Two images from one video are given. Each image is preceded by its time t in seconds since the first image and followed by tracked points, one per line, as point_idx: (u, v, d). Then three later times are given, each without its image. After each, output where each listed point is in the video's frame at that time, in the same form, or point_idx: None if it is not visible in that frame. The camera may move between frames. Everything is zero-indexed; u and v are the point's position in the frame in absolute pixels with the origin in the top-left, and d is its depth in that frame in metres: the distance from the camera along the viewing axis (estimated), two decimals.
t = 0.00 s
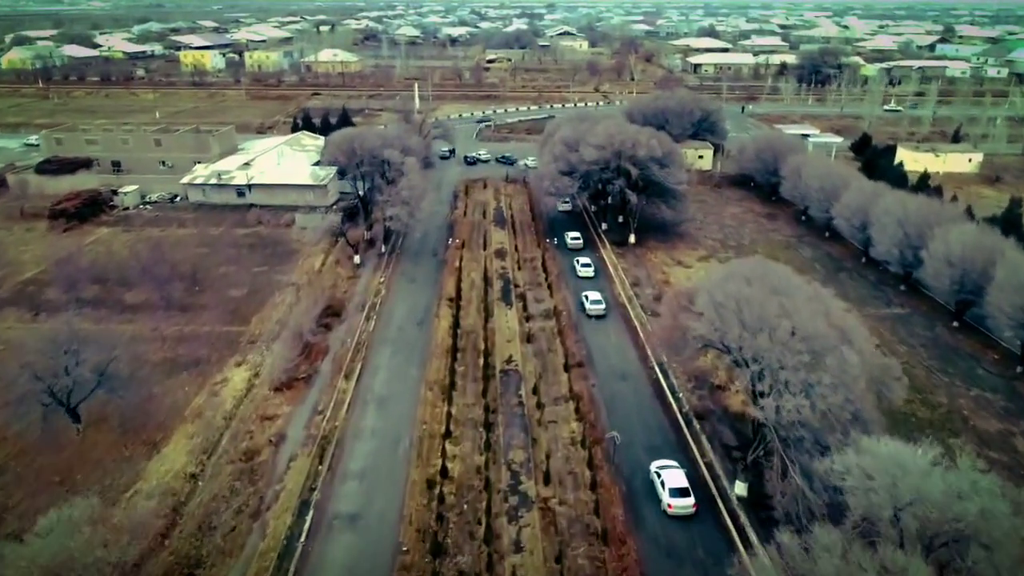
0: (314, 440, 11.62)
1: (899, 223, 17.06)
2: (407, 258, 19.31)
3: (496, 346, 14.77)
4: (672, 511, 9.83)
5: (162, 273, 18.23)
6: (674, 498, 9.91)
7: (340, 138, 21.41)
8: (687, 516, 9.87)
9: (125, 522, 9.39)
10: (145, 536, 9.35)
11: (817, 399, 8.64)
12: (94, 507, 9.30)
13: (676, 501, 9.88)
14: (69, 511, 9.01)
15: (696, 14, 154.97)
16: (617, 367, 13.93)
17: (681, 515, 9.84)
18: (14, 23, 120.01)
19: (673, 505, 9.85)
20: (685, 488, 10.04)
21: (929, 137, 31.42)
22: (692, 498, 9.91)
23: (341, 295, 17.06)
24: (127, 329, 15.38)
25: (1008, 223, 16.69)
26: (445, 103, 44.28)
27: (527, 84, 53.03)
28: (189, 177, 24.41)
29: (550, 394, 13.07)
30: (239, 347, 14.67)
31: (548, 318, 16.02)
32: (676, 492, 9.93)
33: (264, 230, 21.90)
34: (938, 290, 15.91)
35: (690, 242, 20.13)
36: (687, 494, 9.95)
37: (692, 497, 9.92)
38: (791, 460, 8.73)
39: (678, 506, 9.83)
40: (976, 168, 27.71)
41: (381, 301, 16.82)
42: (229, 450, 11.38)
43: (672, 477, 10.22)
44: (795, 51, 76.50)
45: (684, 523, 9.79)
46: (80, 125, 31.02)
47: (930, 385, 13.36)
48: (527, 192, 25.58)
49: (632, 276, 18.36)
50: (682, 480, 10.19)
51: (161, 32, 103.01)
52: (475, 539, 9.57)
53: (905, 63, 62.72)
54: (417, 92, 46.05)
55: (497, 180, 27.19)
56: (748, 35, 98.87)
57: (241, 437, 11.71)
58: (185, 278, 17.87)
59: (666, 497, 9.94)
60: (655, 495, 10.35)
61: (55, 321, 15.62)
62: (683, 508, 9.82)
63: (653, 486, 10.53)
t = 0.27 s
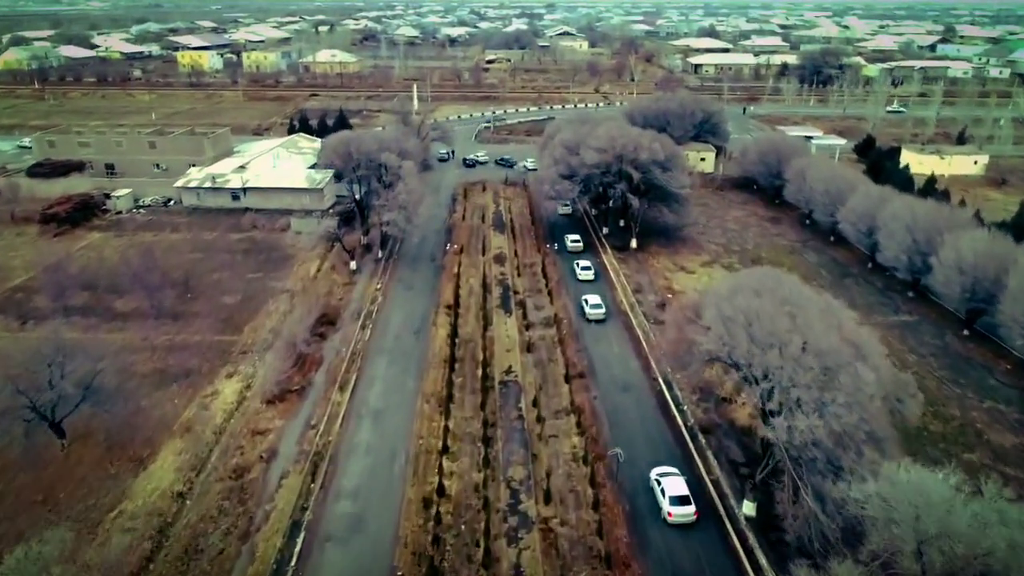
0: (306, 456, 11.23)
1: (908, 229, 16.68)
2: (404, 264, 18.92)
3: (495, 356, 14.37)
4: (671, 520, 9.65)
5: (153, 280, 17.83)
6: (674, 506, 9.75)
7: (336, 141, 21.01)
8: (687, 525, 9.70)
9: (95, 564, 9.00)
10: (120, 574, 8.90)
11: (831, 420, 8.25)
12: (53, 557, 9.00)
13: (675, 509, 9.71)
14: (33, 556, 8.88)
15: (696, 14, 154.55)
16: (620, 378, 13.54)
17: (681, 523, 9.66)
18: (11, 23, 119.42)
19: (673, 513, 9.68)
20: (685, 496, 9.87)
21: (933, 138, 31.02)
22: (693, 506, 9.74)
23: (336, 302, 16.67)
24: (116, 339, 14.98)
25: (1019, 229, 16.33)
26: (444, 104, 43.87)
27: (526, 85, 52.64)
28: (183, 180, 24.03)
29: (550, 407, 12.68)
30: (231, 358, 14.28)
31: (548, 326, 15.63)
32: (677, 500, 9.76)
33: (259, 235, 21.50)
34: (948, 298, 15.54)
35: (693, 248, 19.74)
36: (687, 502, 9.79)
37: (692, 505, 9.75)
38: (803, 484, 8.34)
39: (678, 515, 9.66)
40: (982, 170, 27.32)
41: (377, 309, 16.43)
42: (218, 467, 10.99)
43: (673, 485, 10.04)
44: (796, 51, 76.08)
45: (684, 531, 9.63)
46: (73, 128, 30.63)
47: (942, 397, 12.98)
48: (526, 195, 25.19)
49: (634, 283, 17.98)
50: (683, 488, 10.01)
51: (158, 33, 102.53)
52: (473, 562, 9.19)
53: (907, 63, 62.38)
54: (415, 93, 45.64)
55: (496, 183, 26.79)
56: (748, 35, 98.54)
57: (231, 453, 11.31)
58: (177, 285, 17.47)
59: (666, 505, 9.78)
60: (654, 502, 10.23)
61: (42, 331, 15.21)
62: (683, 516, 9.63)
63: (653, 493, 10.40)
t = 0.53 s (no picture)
0: (299, 474, 10.85)
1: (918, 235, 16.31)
2: (402, 270, 18.56)
3: (495, 367, 13.98)
4: (672, 528, 9.55)
5: (146, 287, 17.49)
6: (675, 514, 9.64)
7: (334, 145, 20.63)
8: (688, 533, 9.59)
9: None
10: None
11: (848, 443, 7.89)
12: None
13: (676, 518, 9.60)
14: None
15: (696, 14, 154.20)
16: (623, 390, 13.15)
17: (681, 531, 9.57)
18: (10, 23, 119.02)
19: (674, 522, 9.58)
20: (686, 504, 9.75)
21: (939, 141, 30.64)
22: (693, 515, 9.62)
23: (332, 310, 16.29)
24: (106, 349, 14.60)
25: None
26: (443, 106, 43.49)
27: (527, 86, 52.26)
28: (178, 184, 23.67)
29: (551, 420, 12.30)
30: (223, 368, 13.90)
31: (549, 335, 15.25)
32: (678, 508, 9.65)
33: (255, 240, 21.13)
34: (960, 306, 15.18)
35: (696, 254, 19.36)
36: (687, 511, 9.67)
37: (693, 514, 9.63)
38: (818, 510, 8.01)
39: (679, 524, 9.56)
40: (988, 173, 26.92)
41: (374, 318, 16.05)
42: (208, 485, 10.61)
43: (675, 493, 9.91)
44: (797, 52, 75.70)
45: (684, 540, 9.52)
46: (68, 130, 30.29)
47: (956, 409, 12.59)
48: (527, 199, 24.82)
49: (637, 289, 17.61)
50: (684, 497, 9.87)
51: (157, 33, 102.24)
52: None
53: (909, 64, 62.01)
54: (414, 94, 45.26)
55: (496, 186, 26.43)
56: (749, 35, 98.19)
57: (221, 470, 10.93)
58: (170, 293, 17.10)
59: (667, 514, 9.67)
60: (655, 510, 10.11)
61: (30, 340, 14.84)
62: (684, 526, 9.54)
63: (654, 501, 10.29)
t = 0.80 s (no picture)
0: (291, 491, 10.50)
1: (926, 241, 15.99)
2: (400, 276, 18.22)
3: (494, 377, 13.64)
4: (674, 536, 9.42)
5: (138, 294, 17.15)
6: (677, 522, 9.51)
7: (331, 148, 20.26)
8: (690, 541, 9.46)
9: None
10: None
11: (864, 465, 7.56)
12: None
13: (678, 525, 9.47)
14: None
15: (697, 15, 153.86)
16: (626, 402, 12.80)
17: (682, 539, 9.44)
18: (8, 23, 118.65)
19: (676, 530, 9.44)
20: (687, 512, 9.63)
21: (943, 143, 30.31)
22: (695, 522, 9.49)
23: (328, 318, 15.94)
24: (96, 358, 14.24)
25: None
26: (443, 107, 43.16)
27: (527, 87, 51.93)
28: (173, 188, 23.33)
29: (552, 433, 11.95)
30: (216, 379, 13.55)
31: (550, 344, 14.91)
32: (681, 516, 9.52)
33: (250, 245, 20.79)
34: (970, 314, 14.84)
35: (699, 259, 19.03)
36: (689, 518, 9.54)
37: (694, 522, 9.50)
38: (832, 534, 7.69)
39: (681, 532, 9.41)
40: (994, 176, 26.59)
41: (371, 326, 15.70)
42: (197, 503, 10.26)
43: (675, 500, 9.79)
44: (798, 53, 75.35)
45: (685, 548, 9.40)
46: (62, 133, 29.90)
47: (968, 422, 12.25)
48: (527, 203, 24.49)
49: (639, 296, 17.27)
50: (687, 505, 9.75)
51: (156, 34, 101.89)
52: None
53: (911, 64, 61.74)
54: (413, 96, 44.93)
55: (496, 190, 26.08)
56: (749, 36, 97.94)
57: (211, 487, 10.59)
58: (163, 300, 16.76)
59: (670, 522, 9.54)
60: (656, 518, 9.99)
61: (18, 350, 14.49)
62: (686, 534, 9.39)
63: (654, 507, 10.18)
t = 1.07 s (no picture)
0: (282, 511, 10.11)
1: (936, 248, 15.61)
2: (397, 283, 17.84)
3: (493, 390, 13.25)
4: (675, 547, 9.27)
5: (129, 302, 16.75)
6: (678, 532, 9.36)
7: (327, 152, 19.85)
8: (691, 552, 9.32)
9: None
10: None
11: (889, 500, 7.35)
12: None
13: (678, 535, 9.33)
14: None
15: (698, 16, 153.49)
16: (629, 416, 12.41)
17: (683, 550, 9.30)
18: (8, 25, 118.46)
19: (677, 540, 9.29)
20: (688, 522, 9.49)
21: (949, 146, 29.89)
22: (696, 533, 9.35)
23: (323, 327, 15.54)
24: (83, 370, 13.85)
25: None
26: (442, 109, 42.78)
27: (527, 89, 51.56)
28: (168, 192, 22.94)
29: (553, 449, 11.56)
30: (207, 392, 13.16)
31: (551, 355, 14.52)
32: (682, 526, 9.37)
33: (245, 250, 20.40)
34: (982, 324, 14.43)
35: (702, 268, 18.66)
36: (690, 528, 9.40)
37: (695, 532, 9.36)
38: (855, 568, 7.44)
39: (682, 542, 9.27)
40: (1002, 179, 26.16)
41: (367, 336, 15.29)
42: (185, 524, 9.88)
43: (676, 510, 9.65)
44: (799, 54, 74.94)
45: (687, 558, 9.25)
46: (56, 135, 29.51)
47: (983, 437, 11.83)
48: (527, 207, 24.11)
49: (642, 304, 16.88)
50: (688, 515, 9.62)
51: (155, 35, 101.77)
52: None
53: (914, 66, 61.30)
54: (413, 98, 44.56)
55: (496, 194, 25.68)
56: (751, 37, 97.58)
57: (200, 507, 10.20)
58: (154, 309, 16.38)
59: (671, 532, 9.39)
60: (657, 527, 9.84)
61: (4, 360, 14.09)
62: (687, 544, 9.25)
63: (655, 516, 10.04)
